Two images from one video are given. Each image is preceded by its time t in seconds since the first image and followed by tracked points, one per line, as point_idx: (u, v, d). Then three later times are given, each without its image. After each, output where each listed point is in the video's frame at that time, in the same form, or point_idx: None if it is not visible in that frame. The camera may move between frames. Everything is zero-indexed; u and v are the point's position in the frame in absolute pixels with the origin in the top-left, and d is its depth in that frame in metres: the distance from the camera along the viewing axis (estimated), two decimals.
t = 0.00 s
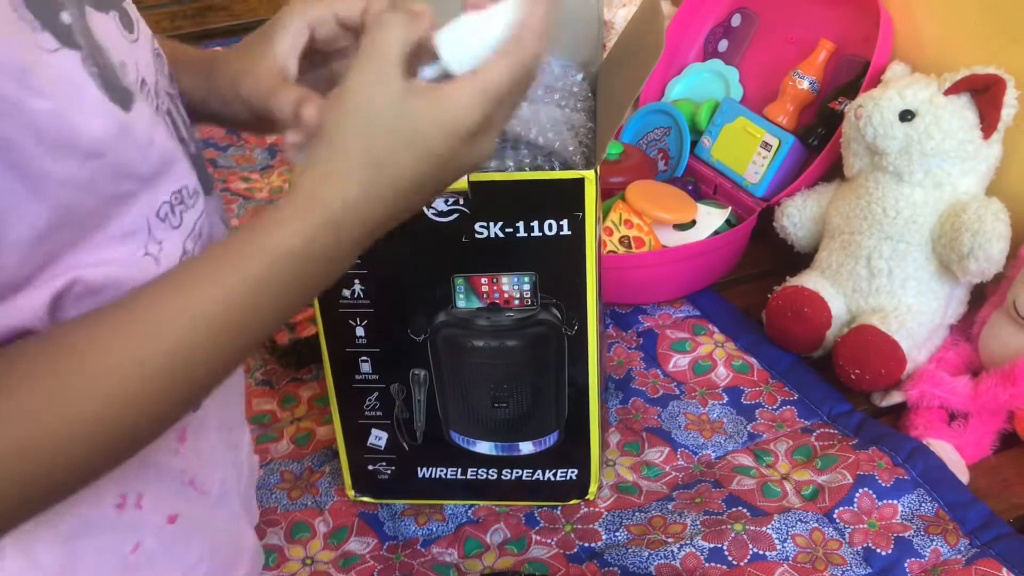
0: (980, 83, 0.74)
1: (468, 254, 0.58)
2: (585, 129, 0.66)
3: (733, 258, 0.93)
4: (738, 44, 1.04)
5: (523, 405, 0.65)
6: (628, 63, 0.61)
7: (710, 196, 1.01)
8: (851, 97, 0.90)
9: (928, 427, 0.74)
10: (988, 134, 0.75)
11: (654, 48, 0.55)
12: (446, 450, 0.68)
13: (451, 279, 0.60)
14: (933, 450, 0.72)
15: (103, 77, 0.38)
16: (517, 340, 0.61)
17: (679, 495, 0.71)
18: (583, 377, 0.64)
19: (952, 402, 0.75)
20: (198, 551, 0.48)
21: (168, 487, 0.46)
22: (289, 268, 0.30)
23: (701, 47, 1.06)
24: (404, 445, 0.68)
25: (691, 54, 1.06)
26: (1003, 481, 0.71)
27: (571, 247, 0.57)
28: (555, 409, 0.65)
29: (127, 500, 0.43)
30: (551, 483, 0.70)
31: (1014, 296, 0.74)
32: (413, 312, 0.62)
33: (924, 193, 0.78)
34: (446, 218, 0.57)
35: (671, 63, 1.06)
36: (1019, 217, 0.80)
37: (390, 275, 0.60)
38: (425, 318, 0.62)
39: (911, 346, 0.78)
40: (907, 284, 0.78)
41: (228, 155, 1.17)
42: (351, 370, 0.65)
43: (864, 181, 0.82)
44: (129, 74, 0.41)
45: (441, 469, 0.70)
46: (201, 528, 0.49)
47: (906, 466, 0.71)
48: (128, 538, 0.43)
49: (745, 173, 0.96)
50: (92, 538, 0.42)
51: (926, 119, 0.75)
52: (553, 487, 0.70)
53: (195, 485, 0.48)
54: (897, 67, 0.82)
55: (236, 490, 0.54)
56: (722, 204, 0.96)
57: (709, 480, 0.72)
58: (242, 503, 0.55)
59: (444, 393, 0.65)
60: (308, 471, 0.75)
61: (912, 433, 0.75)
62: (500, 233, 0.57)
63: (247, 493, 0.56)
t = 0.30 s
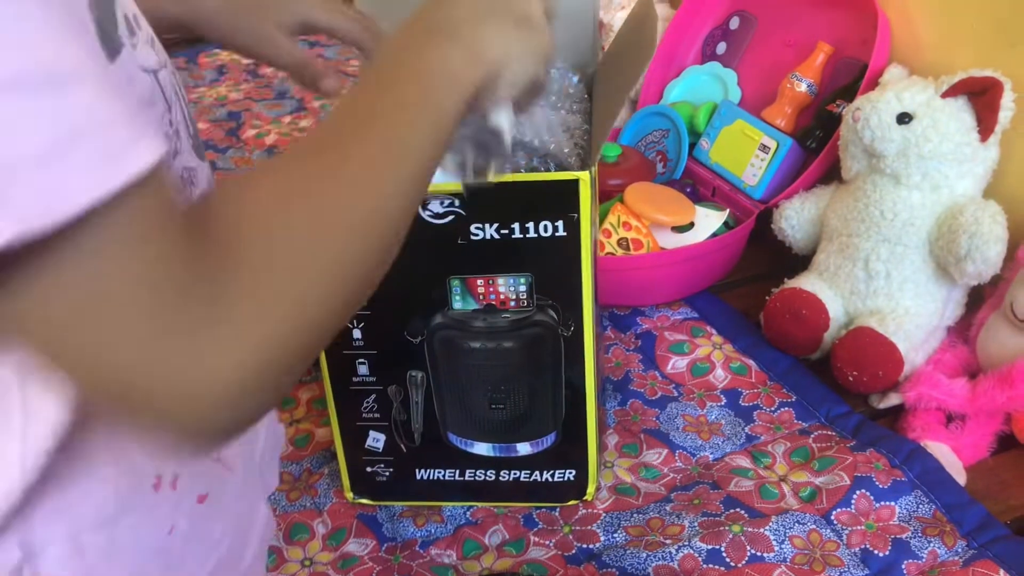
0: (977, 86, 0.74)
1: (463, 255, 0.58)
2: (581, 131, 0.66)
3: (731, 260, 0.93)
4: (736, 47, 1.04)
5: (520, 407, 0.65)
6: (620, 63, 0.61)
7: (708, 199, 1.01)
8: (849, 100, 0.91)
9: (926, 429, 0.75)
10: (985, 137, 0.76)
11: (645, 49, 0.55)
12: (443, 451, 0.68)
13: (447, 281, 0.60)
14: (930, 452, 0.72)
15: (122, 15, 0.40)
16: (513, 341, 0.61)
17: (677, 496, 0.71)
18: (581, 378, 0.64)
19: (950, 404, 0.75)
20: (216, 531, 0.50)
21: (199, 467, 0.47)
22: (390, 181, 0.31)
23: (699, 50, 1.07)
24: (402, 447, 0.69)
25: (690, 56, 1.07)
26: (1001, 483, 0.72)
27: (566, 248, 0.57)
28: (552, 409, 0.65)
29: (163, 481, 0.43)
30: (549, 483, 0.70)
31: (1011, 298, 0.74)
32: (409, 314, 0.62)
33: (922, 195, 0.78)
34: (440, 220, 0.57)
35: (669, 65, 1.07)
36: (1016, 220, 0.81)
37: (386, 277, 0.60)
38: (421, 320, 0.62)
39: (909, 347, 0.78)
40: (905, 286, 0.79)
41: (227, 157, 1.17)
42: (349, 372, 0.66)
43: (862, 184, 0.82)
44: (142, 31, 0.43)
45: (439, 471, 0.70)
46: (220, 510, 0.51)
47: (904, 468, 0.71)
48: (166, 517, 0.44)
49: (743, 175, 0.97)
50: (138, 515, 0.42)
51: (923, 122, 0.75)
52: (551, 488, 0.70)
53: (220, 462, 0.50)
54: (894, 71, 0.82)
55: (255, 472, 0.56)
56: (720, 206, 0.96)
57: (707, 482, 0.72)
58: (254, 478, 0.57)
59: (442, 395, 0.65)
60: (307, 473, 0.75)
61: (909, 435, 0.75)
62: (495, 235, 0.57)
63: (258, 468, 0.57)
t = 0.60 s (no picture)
0: (977, 87, 0.74)
1: (460, 257, 0.58)
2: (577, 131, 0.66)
3: (730, 261, 0.93)
4: (735, 48, 1.04)
5: (519, 408, 0.65)
6: (615, 62, 0.61)
7: (707, 200, 1.01)
8: (848, 101, 0.91)
9: (925, 430, 0.74)
10: (985, 137, 0.76)
11: (641, 48, 0.55)
12: (442, 453, 0.68)
13: (444, 284, 0.60)
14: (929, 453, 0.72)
15: None
16: (511, 343, 0.61)
17: (676, 498, 0.71)
18: (579, 379, 0.64)
19: (949, 405, 0.75)
20: (220, 505, 0.48)
21: (196, 438, 0.44)
22: None
23: (698, 52, 1.07)
24: (401, 448, 0.68)
25: (689, 58, 1.07)
26: (1001, 484, 0.72)
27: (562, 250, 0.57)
28: (551, 410, 0.65)
29: (163, 450, 0.41)
30: (549, 485, 0.70)
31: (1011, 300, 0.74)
32: (406, 317, 0.62)
33: (922, 196, 0.78)
34: (436, 223, 0.57)
35: (669, 67, 1.07)
36: (1016, 221, 0.81)
37: (382, 280, 0.60)
38: (418, 323, 0.62)
39: (909, 348, 0.78)
40: (905, 286, 0.79)
41: (227, 158, 1.17)
42: (347, 375, 0.66)
43: (862, 185, 0.82)
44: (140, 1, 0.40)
45: (438, 473, 0.70)
46: (223, 483, 0.48)
47: (904, 469, 0.71)
48: (166, 489, 0.41)
49: (743, 176, 0.97)
50: (142, 485, 0.39)
51: (922, 123, 0.75)
52: (550, 490, 0.70)
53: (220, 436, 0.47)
54: (893, 71, 0.83)
55: (256, 446, 0.53)
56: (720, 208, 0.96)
57: (706, 483, 0.72)
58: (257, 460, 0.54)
59: (440, 397, 0.65)
60: (307, 473, 0.75)
61: (909, 436, 0.75)
62: (492, 237, 0.57)
63: (261, 451, 0.55)
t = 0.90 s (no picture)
0: (975, 89, 0.74)
1: (457, 259, 0.58)
2: (573, 133, 0.66)
3: (728, 263, 0.93)
4: (733, 49, 1.04)
5: (516, 410, 0.65)
6: (612, 64, 0.61)
7: (705, 201, 1.01)
8: (846, 102, 0.91)
9: (922, 432, 0.75)
10: (983, 139, 0.76)
11: (638, 48, 0.55)
12: (439, 454, 0.68)
13: (441, 285, 0.60)
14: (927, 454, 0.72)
15: None
16: (508, 345, 0.61)
17: (674, 498, 0.71)
18: (577, 381, 0.64)
19: (946, 406, 0.75)
20: (209, 504, 0.47)
21: (185, 436, 0.44)
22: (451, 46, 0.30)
23: (696, 53, 1.07)
24: (398, 450, 0.68)
25: (687, 58, 1.07)
26: (997, 485, 0.72)
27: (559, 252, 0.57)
28: (548, 412, 0.65)
29: (148, 446, 0.41)
30: (546, 486, 0.70)
31: (1007, 301, 0.74)
32: (403, 319, 0.62)
33: (919, 198, 0.78)
34: (434, 225, 0.57)
35: (668, 67, 1.07)
36: (1014, 223, 0.81)
37: (381, 280, 0.60)
38: (415, 325, 0.62)
39: (906, 350, 0.78)
40: (902, 288, 0.79)
41: (224, 159, 1.17)
42: (344, 376, 0.66)
43: (859, 186, 0.83)
44: None
45: (436, 474, 0.70)
46: (214, 481, 0.48)
47: (900, 470, 0.71)
48: (151, 487, 0.41)
49: (741, 177, 0.97)
50: (125, 481, 0.39)
51: (920, 124, 0.75)
52: (547, 490, 0.70)
53: (211, 434, 0.47)
54: (892, 73, 0.83)
55: (250, 444, 0.53)
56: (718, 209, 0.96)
57: (704, 484, 0.72)
58: (252, 457, 0.54)
59: (437, 398, 0.65)
60: (304, 474, 0.75)
61: (906, 437, 0.75)
62: (489, 239, 0.57)
63: (257, 448, 0.55)
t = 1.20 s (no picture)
0: (974, 89, 0.74)
1: (449, 259, 0.58)
2: (564, 130, 0.66)
3: (726, 262, 0.93)
4: (733, 49, 1.04)
5: (511, 409, 0.65)
6: (605, 62, 0.61)
7: (704, 201, 1.01)
8: (845, 102, 0.91)
9: (921, 432, 0.75)
10: (982, 139, 0.75)
11: (631, 46, 0.54)
12: (435, 454, 0.68)
13: (433, 285, 0.60)
14: (926, 454, 0.72)
15: None
16: (502, 344, 0.61)
17: (673, 498, 0.71)
18: (573, 381, 0.64)
19: (946, 406, 0.75)
20: (187, 502, 0.50)
21: (156, 437, 0.47)
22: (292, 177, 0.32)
23: (695, 53, 1.07)
24: (395, 450, 0.68)
25: (686, 58, 1.07)
26: (995, 485, 0.72)
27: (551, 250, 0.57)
28: (544, 411, 0.65)
29: (114, 446, 0.44)
30: (544, 485, 0.70)
31: (1006, 301, 0.74)
32: (398, 319, 0.62)
33: (918, 198, 0.78)
34: (424, 225, 0.57)
35: (666, 68, 1.07)
36: (1013, 223, 0.81)
37: (375, 279, 0.60)
38: (410, 325, 0.62)
39: (905, 350, 0.78)
40: (900, 288, 0.79)
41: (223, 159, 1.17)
42: (339, 376, 0.65)
43: (858, 186, 0.83)
44: None
45: (433, 474, 0.70)
46: (192, 481, 0.50)
47: (900, 470, 0.71)
48: (117, 488, 0.44)
49: (740, 177, 0.97)
50: (86, 480, 0.42)
51: (919, 125, 0.75)
52: (545, 490, 0.70)
53: (186, 434, 0.49)
54: (891, 73, 0.83)
55: (236, 447, 0.55)
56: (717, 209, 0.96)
57: (702, 484, 0.72)
58: (239, 457, 0.56)
59: (432, 398, 0.65)
60: (302, 475, 0.75)
61: (905, 438, 0.75)
62: (480, 238, 0.57)
63: (243, 447, 0.57)
